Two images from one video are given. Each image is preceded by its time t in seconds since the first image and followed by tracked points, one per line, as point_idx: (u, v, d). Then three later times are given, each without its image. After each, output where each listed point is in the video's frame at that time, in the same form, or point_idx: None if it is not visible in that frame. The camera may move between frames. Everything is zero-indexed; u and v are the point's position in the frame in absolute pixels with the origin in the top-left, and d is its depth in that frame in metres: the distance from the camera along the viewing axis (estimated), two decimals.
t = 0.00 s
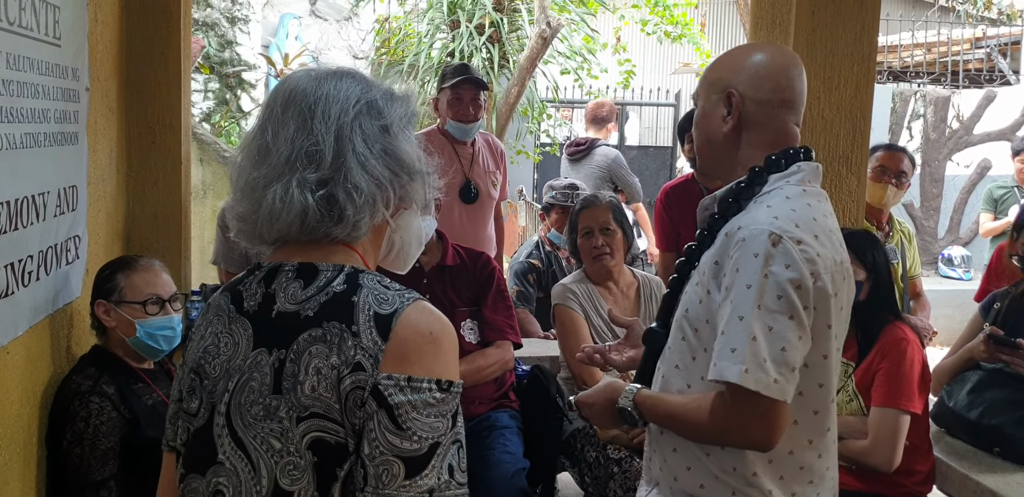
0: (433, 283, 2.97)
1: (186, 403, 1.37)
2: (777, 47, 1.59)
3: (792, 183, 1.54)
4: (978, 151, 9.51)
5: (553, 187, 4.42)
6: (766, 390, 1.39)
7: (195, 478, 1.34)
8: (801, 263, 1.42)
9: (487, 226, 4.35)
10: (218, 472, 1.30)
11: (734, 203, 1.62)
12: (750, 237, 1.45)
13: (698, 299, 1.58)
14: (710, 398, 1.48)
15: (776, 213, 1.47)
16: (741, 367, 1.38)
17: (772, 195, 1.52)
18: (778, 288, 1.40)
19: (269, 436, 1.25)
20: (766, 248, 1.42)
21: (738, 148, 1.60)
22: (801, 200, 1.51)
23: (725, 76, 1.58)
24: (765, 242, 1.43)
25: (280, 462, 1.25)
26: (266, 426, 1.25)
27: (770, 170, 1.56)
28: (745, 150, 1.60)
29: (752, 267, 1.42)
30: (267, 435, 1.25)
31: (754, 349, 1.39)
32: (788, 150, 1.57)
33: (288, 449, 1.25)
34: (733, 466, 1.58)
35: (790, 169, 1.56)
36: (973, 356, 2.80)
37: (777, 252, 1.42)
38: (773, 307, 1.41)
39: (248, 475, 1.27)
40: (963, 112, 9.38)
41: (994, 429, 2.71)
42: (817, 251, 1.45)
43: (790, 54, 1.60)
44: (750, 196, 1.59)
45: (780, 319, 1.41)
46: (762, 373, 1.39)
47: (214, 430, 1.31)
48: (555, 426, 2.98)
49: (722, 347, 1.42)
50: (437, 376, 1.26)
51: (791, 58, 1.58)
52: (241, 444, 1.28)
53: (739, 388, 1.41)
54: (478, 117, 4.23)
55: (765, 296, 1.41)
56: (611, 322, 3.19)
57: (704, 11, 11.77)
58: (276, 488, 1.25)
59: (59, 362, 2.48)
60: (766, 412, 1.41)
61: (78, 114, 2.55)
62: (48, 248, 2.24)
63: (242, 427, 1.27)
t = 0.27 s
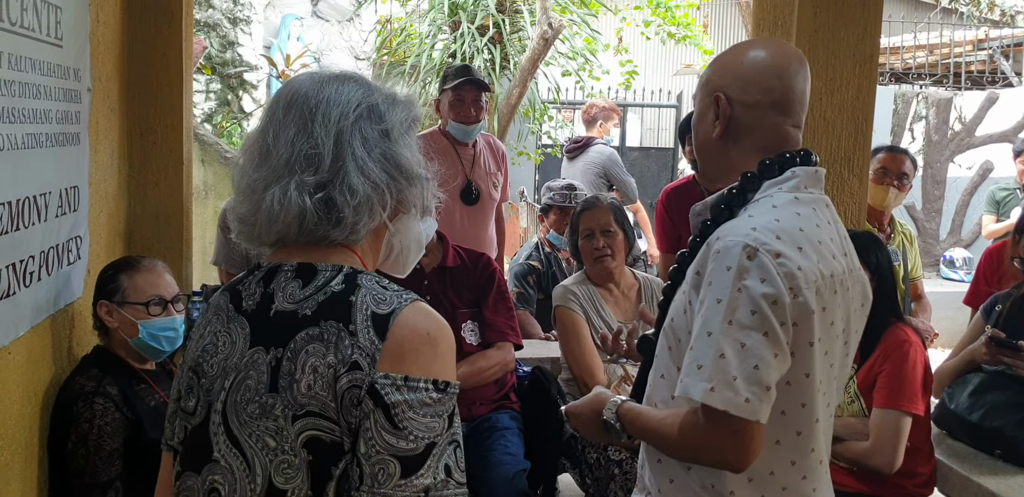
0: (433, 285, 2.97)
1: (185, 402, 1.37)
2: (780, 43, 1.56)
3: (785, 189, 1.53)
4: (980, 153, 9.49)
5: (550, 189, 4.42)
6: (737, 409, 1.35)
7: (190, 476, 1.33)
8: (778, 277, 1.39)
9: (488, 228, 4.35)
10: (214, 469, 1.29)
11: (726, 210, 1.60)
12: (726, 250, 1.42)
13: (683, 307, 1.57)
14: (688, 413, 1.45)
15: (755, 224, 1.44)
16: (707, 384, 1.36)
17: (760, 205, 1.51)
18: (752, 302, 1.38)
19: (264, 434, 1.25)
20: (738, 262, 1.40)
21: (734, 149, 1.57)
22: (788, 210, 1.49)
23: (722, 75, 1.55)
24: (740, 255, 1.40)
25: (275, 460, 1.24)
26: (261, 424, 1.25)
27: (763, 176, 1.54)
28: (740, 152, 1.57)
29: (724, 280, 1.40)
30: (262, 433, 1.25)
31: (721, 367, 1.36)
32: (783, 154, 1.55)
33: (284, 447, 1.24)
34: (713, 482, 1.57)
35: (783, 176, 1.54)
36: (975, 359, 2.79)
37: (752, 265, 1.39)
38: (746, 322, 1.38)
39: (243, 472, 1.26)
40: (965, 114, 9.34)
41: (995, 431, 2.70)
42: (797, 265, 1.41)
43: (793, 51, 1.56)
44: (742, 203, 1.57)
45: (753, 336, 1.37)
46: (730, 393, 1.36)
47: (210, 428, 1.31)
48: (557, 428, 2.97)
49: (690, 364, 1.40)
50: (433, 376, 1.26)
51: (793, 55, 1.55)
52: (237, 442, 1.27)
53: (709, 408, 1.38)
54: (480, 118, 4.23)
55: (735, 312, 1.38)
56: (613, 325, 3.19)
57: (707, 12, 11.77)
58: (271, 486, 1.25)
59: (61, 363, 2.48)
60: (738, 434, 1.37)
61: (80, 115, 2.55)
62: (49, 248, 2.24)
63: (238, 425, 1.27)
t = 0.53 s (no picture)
0: (435, 285, 2.95)
1: (185, 398, 1.37)
2: (773, 38, 1.54)
3: (774, 194, 1.52)
4: (984, 155, 9.37)
5: (549, 189, 4.35)
6: (721, 431, 1.35)
7: (187, 470, 1.34)
8: (760, 289, 1.37)
9: (488, 228, 4.35)
10: (210, 463, 1.29)
11: (717, 216, 1.60)
12: (704, 263, 1.41)
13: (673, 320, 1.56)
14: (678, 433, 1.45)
15: (736, 235, 1.43)
16: (686, 405, 1.37)
17: (747, 212, 1.50)
18: (733, 318, 1.37)
19: (260, 428, 1.24)
20: (716, 277, 1.39)
21: (728, 148, 1.56)
22: (775, 216, 1.48)
23: (713, 73, 1.53)
24: (717, 269, 1.39)
25: (270, 454, 1.23)
26: (257, 418, 1.24)
27: (756, 180, 1.54)
28: (735, 151, 1.55)
29: (702, 295, 1.39)
30: (258, 427, 1.24)
31: (701, 386, 1.36)
32: (777, 156, 1.53)
33: (279, 441, 1.23)
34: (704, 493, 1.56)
35: (773, 180, 1.52)
36: (978, 359, 2.79)
37: (731, 279, 1.38)
38: (727, 339, 1.37)
39: (238, 466, 1.26)
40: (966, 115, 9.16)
41: (997, 432, 2.70)
42: (779, 275, 1.39)
43: (786, 45, 1.54)
44: (733, 209, 1.57)
45: (734, 352, 1.37)
46: (711, 413, 1.36)
47: (208, 422, 1.31)
48: (558, 428, 2.97)
49: (671, 383, 1.41)
50: (430, 372, 1.25)
51: (786, 49, 1.53)
52: (233, 436, 1.27)
53: (696, 431, 1.38)
54: (480, 118, 4.22)
55: (715, 328, 1.37)
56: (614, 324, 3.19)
57: (708, 13, 11.76)
58: (265, 480, 1.24)
59: (63, 362, 2.48)
60: (723, 454, 1.37)
61: (82, 114, 2.55)
62: (51, 247, 2.23)
63: (235, 420, 1.27)
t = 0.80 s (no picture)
0: (436, 284, 2.94)
1: (186, 393, 1.38)
2: (785, 34, 1.53)
3: (778, 199, 1.52)
4: (983, 154, 9.41)
5: (546, 188, 4.34)
6: (721, 441, 1.36)
7: (181, 463, 1.35)
8: (759, 300, 1.38)
9: (489, 227, 4.35)
10: (203, 457, 1.30)
11: (721, 219, 1.63)
12: (703, 271, 1.41)
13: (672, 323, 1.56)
14: (678, 443, 1.45)
15: (734, 243, 1.43)
16: (686, 416, 1.38)
17: (748, 218, 1.50)
18: (732, 327, 1.37)
19: (253, 422, 1.24)
20: (715, 285, 1.39)
21: (734, 145, 1.55)
22: (778, 223, 1.48)
23: (721, 68, 1.52)
24: (717, 279, 1.39)
25: (262, 448, 1.23)
26: (251, 413, 1.24)
27: (761, 184, 1.54)
28: (741, 148, 1.55)
29: (701, 304, 1.39)
30: (251, 421, 1.24)
31: (701, 397, 1.37)
32: (783, 160, 1.53)
33: (272, 436, 1.23)
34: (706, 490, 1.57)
35: (778, 185, 1.53)
36: (978, 359, 2.79)
37: (728, 287, 1.38)
38: (727, 347, 1.37)
39: (230, 460, 1.26)
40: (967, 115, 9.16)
41: (998, 432, 2.70)
42: (779, 285, 1.39)
43: (798, 41, 1.53)
44: (736, 213, 1.60)
45: (734, 362, 1.37)
46: (712, 424, 1.36)
47: (204, 417, 1.32)
48: (558, 427, 2.97)
49: (670, 394, 1.41)
50: (426, 373, 1.24)
51: (798, 46, 1.52)
52: (228, 430, 1.27)
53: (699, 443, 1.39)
54: (480, 118, 4.22)
55: (715, 338, 1.37)
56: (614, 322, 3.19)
57: (709, 12, 11.76)
58: (255, 476, 1.24)
59: (63, 360, 2.47)
60: (724, 465, 1.38)
61: (83, 113, 2.56)
62: (52, 246, 2.24)
63: (230, 415, 1.27)
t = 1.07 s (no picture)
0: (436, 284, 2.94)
1: (188, 389, 1.39)
2: (792, 36, 1.53)
3: (789, 204, 1.52)
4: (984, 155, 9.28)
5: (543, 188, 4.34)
6: (737, 445, 1.36)
7: (179, 460, 1.35)
8: (775, 307, 1.37)
9: (488, 227, 4.35)
10: (200, 454, 1.30)
11: (728, 221, 1.60)
12: (716, 276, 1.40)
13: (680, 325, 1.55)
14: (688, 446, 1.44)
15: (748, 248, 1.41)
16: (703, 421, 1.37)
17: (758, 222, 1.49)
18: (749, 334, 1.36)
19: (248, 421, 1.24)
20: (732, 291, 1.38)
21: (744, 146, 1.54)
22: (789, 228, 1.47)
23: (730, 69, 1.51)
24: (732, 284, 1.38)
25: (254, 447, 1.23)
26: (247, 411, 1.24)
27: (770, 188, 1.54)
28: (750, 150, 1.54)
29: (717, 310, 1.38)
30: (245, 419, 1.24)
31: (717, 403, 1.36)
32: (793, 165, 1.53)
33: (265, 434, 1.23)
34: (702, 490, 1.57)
35: (789, 189, 1.53)
36: (978, 359, 2.79)
37: (744, 293, 1.37)
38: (741, 355, 1.37)
39: (223, 458, 1.26)
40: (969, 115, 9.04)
41: (998, 433, 2.70)
42: (794, 291, 1.39)
43: (804, 44, 1.53)
44: (747, 216, 1.58)
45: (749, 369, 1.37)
46: (729, 429, 1.36)
47: (203, 415, 1.32)
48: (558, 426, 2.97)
49: (684, 399, 1.40)
50: (421, 376, 1.23)
51: (806, 51, 1.52)
52: (223, 429, 1.27)
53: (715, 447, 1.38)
54: (479, 118, 4.22)
55: (732, 344, 1.37)
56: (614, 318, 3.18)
57: (710, 13, 11.76)
58: (247, 475, 1.23)
59: (63, 360, 2.47)
60: (738, 467, 1.38)
61: (84, 113, 2.56)
62: (52, 246, 2.23)
63: (226, 412, 1.27)
